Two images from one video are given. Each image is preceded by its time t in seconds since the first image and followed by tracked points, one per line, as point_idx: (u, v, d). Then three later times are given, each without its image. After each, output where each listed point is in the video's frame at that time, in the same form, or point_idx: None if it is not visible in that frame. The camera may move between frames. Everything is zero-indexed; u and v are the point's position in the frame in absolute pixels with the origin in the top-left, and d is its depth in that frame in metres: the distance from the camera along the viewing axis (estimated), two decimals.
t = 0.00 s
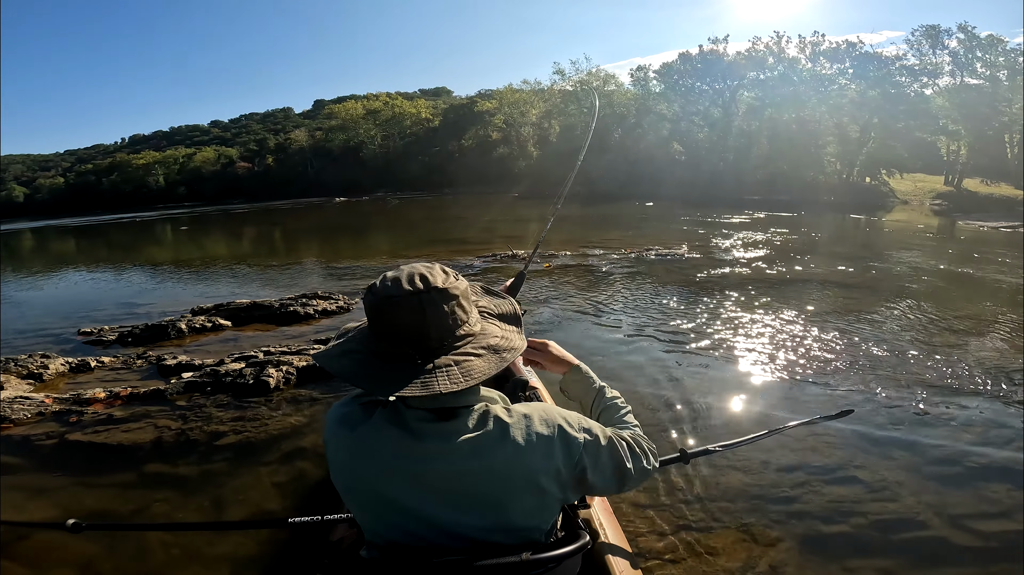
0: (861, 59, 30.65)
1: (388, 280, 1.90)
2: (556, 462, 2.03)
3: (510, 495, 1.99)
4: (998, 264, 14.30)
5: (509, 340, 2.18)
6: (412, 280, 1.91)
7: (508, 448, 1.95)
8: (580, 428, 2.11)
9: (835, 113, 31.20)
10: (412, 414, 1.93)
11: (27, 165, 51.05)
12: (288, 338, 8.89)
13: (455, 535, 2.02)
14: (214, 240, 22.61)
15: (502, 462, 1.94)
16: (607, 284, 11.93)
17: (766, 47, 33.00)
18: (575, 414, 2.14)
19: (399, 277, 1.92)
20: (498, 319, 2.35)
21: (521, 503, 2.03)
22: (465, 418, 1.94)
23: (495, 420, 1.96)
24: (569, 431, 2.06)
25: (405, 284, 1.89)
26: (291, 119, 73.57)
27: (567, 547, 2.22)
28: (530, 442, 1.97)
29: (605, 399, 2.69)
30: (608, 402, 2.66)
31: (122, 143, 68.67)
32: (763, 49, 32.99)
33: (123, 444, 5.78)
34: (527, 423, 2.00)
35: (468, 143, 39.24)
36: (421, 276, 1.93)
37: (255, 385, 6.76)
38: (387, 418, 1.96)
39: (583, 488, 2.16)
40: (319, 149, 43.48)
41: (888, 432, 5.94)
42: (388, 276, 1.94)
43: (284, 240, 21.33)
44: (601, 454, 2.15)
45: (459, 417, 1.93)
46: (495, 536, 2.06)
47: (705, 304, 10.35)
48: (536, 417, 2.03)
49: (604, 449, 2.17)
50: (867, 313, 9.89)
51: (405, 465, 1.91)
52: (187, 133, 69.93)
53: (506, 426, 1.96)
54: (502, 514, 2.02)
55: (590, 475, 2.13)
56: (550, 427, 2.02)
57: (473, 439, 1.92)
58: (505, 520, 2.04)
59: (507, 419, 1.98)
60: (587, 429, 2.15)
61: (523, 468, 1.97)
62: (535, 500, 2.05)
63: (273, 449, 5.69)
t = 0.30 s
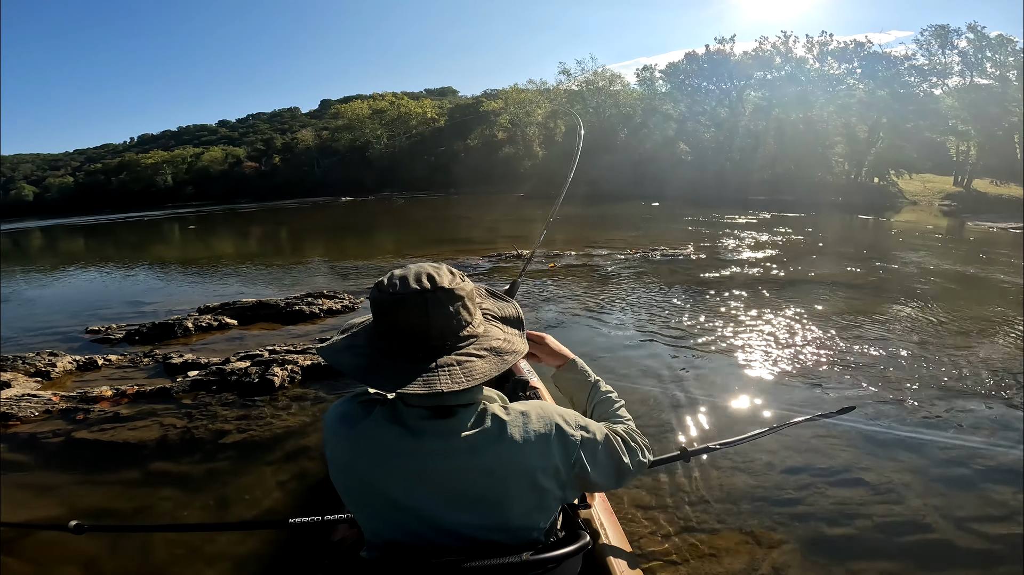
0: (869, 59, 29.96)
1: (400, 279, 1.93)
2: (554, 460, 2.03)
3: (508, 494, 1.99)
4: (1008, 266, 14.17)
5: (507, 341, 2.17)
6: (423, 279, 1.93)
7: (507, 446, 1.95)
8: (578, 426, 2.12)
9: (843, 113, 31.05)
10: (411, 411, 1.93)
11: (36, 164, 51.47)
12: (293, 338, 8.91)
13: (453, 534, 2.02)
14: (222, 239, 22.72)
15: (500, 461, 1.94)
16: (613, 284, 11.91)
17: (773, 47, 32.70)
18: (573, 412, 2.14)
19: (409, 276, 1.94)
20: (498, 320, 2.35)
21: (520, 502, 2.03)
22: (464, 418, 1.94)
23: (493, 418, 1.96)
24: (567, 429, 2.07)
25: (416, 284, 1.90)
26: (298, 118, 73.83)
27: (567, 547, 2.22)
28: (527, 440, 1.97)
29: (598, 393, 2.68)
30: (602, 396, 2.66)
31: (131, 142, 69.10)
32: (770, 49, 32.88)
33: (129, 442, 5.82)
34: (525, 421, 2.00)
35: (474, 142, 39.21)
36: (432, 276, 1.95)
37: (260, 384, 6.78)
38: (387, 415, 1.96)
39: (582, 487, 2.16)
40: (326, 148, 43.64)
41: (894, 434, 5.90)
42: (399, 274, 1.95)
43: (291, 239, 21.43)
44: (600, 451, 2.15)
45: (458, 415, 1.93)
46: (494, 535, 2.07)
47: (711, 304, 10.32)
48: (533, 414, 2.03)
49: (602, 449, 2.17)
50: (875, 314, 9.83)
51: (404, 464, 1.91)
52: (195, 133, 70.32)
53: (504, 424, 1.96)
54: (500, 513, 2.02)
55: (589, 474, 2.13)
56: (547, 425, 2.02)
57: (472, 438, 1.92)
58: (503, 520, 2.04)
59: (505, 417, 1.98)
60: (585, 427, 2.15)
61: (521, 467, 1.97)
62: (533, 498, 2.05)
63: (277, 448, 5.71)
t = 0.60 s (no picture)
0: (878, 58, 30.20)
1: (428, 286, 1.83)
2: (556, 459, 2.04)
3: (511, 493, 1.99)
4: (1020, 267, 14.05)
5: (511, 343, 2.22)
6: (449, 286, 1.87)
7: (514, 446, 1.95)
8: (578, 425, 2.14)
9: (851, 113, 30.96)
10: (418, 411, 1.91)
11: (47, 164, 51.92)
12: (299, 337, 8.94)
13: (455, 532, 2.02)
14: (230, 238, 22.86)
15: (506, 460, 1.94)
16: (619, 284, 11.89)
17: (780, 46, 32.95)
18: (572, 410, 2.17)
19: (435, 282, 1.85)
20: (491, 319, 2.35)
21: (522, 499, 2.03)
22: (473, 417, 1.93)
23: (499, 416, 1.96)
24: (568, 428, 2.09)
25: (446, 292, 1.84)
26: (305, 118, 74.14)
27: (567, 546, 2.22)
28: (529, 437, 1.98)
29: (595, 400, 2.70)
30: (598, 404, 2.68)
31: (141, 142, 69.60)
32: (778, 49, 32.80)
33: (135, 440, 5.85)
34: (529, 419, 2.01)
35: (480, 142, 39.17)
36: (456, 282, 1.90)
37: (264, 383, 6.80)
38: (392, 414, 1.93)
39: (579, 487, 2.19)
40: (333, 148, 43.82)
41: (902, 436, 5.86)
42: (420, 277, 1.85)
43: (298, 238, 21.52)
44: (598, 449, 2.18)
45: (464, 412, 1.92)
46: (495, 533, 2.07)
47: (717, 305, 10.28)
48: (535, 411, 2.04)
49: (599, 447, 2.20)
50: (884, 315, 9.77)
51: (413, 462, 1.90)
52: (204, 133, 70.75)
53: (508, 422, 1.96)
54: (502, 511, 2.02)
55: (587, 472, 2.16)
56: (548, 422, 2.03)
57: (481, 438, 1.91)
58: (504, 518, 2.04)
59: (509, 414, 1.98)
60: (583, 426, 2.18)
61: (526, 465, 1.98)
62: (534, 496, 2.06)
63: (281, 447, 5.73)
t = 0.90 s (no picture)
0: (889, 58, 30.54)
1: (424, 286, 1.82)
2: (552, 464, 2.03)
3: (507, 496, 1.99)
4: None
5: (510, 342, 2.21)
6: (447, 286, 1.86)
7: (510, 450, 1.95)
8: (577, 431, 2.13)
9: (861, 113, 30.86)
10: (415, 412, 1.90)
11: (57, 163, 52.32)
12: (304, 336, 8.97)
13: (450, 533, 2.02)
14: (237, 237, 22.97)
15: (502, 465, 1.94)
16: (625, 285, 11.87)
17: (789, 46, 32.82)
18: (572, 416, 2.15)
19: (432, 281, 1.84)
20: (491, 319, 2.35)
21: (518, 503, 2.03)
22: (471, 420, 1.92)
23: (496, 420, 1.95)
24: (567, 434, 2.07)
25: (444, 293, 1.83)
26: (312, 118, 74.41)
27: (566, 547, 2.22)
28: (526, 442, 1.97)
29: (616, 401, 2.59)
30: (618, 405, 2.58)
31: (150, 142, 70.04)
32: (786, 48, 32.70)
33: (140, 439, 5.88)
34: (526, 424, 2.00)
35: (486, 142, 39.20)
36: (453, 283, 1.89)
37: (269, 382, 6.83)
38: (390, 414, 1.93)
39: (577, 491, 2.17)
40: (340, 148, 43.99)
41: (908, 439, 5.82)
42: (417, 277, 1.84)
43: (305, 238, 21.59)
44: (597, 455, 2.17)
45: (461, 415, 1.91)
46: (490, 535, 2.07)
47: (723, 306, 10.25)
48: (534, 417, 2.02)
49: (599, 452, 2.18)
50: (892, 317, 9.71)
51: (411, 463, 1.89)
52: (212, 133, 71.10)
53: (505, 426, 1.95)
54: (496, 514, 2.02)
55: (584, 477, 2.15)
56: (547, 427, 2.02)
57: (477, 441, 1.91)
58: (499, 520, 2.04)
59: (506, 419, 1.97)
60: (583, 431, 2.16)
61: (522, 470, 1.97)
62: (529, 500, 2.05)
63: (285, 446, 5.75)
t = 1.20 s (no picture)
0: (899, 57, 29.96)
1: (417, 286, 1.80)
2: (547, 468, 2.03)
3: (501, 500, 1.99)
4: None
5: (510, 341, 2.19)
6: (441, 288, 1.83)
7: (505, 454, 1.94)
8: (575, 435, 2.12)
9: (870, 113, 30.58)
10: (410, 414, 1.91)
11: (68, 163, 52.70)
12: (309, 335, 8.99)
13: (446, 534, 2.03)
14: (244, 236, 23.04)
15: (496, 469, 1.93)
16: (630, 285, 11.85)
17: (797, 46, 32.59)
18: (570, 419, 2.13)
19: (426, 282, 1.82)
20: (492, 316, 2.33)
21: (512, 507, 2.03)
22: (465, 423, 1.92)
23: (491, 424, 1.94)
24: (564, 438, 2.06)
25: (437, 294, 1.81)
26: (320, 118, 74.60)
27: (564, 546, 2.26)
28: (521, 446, 1.96)
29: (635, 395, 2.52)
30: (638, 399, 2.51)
31: (160, 142, 70.41)
32: (794, 48, 32.45)
33: (144, 437, 5.92)
34: (522, 428, 1.99)
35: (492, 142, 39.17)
36: (448, 283, 1.86)
37: (273, 380, 6.85)
38: (385, 416, 1.93)
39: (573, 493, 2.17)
40: (347, 148, 44.08)
41: (914, 442, 5.78)
42: (412, 278, 1.82)
43: (312, 237, 21.66)
44: (593, 459, 2.16)
45: (455, 418, 1.91)
46: (485, 537, 2.08)
47: (728, 307, 10.20)
48: (530, 421, 2.01)
49: (597, 456, 2.18)
50: (899, 318, 9.65)
51: (405, 464, 1.90)
52: (220, 133, 71.39)
53: (499, 430, 1.94)
54: (491, 517, 2.02)
55: (580, 480, 2.15)
56: (544, 432, 2.01)
57: (471, 445, 1.90)
58: (493, 522, 2.04)
59: (501, 423, 1.96)
60: (581, 435, 2.15)
61: (516, 474, 1.96)
62: (524, 504, 2.05)
63: (288, 445, 5.77)
